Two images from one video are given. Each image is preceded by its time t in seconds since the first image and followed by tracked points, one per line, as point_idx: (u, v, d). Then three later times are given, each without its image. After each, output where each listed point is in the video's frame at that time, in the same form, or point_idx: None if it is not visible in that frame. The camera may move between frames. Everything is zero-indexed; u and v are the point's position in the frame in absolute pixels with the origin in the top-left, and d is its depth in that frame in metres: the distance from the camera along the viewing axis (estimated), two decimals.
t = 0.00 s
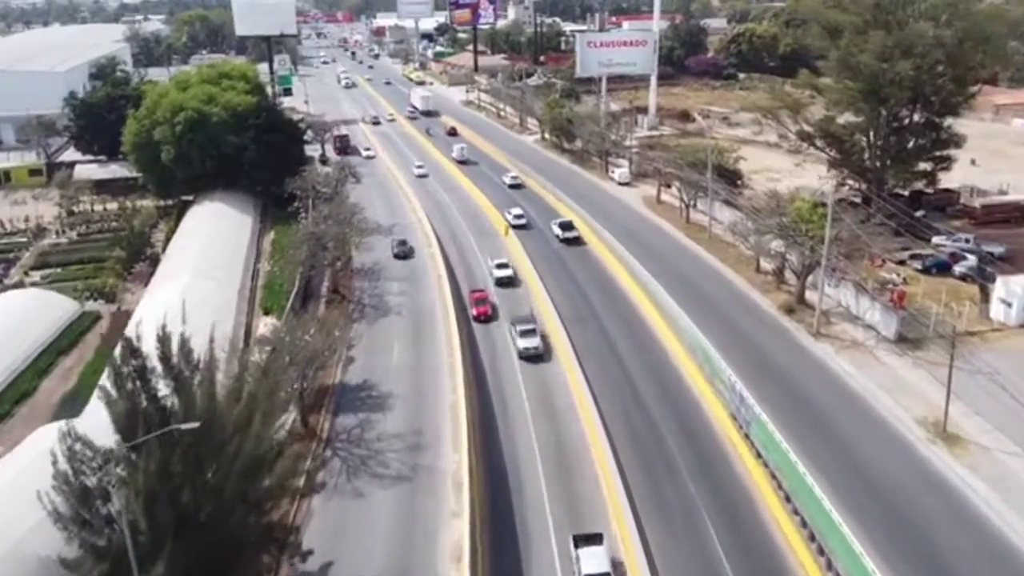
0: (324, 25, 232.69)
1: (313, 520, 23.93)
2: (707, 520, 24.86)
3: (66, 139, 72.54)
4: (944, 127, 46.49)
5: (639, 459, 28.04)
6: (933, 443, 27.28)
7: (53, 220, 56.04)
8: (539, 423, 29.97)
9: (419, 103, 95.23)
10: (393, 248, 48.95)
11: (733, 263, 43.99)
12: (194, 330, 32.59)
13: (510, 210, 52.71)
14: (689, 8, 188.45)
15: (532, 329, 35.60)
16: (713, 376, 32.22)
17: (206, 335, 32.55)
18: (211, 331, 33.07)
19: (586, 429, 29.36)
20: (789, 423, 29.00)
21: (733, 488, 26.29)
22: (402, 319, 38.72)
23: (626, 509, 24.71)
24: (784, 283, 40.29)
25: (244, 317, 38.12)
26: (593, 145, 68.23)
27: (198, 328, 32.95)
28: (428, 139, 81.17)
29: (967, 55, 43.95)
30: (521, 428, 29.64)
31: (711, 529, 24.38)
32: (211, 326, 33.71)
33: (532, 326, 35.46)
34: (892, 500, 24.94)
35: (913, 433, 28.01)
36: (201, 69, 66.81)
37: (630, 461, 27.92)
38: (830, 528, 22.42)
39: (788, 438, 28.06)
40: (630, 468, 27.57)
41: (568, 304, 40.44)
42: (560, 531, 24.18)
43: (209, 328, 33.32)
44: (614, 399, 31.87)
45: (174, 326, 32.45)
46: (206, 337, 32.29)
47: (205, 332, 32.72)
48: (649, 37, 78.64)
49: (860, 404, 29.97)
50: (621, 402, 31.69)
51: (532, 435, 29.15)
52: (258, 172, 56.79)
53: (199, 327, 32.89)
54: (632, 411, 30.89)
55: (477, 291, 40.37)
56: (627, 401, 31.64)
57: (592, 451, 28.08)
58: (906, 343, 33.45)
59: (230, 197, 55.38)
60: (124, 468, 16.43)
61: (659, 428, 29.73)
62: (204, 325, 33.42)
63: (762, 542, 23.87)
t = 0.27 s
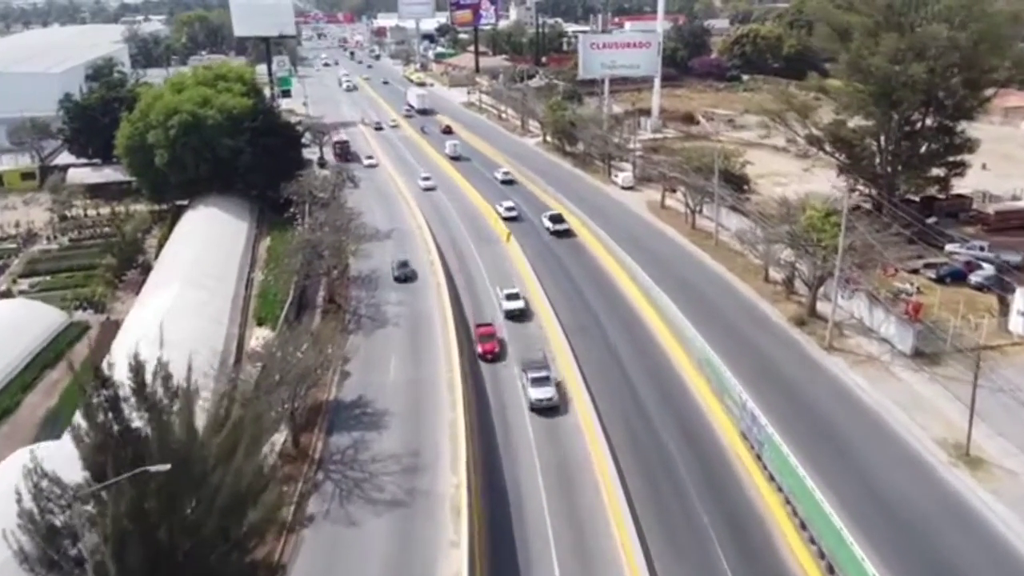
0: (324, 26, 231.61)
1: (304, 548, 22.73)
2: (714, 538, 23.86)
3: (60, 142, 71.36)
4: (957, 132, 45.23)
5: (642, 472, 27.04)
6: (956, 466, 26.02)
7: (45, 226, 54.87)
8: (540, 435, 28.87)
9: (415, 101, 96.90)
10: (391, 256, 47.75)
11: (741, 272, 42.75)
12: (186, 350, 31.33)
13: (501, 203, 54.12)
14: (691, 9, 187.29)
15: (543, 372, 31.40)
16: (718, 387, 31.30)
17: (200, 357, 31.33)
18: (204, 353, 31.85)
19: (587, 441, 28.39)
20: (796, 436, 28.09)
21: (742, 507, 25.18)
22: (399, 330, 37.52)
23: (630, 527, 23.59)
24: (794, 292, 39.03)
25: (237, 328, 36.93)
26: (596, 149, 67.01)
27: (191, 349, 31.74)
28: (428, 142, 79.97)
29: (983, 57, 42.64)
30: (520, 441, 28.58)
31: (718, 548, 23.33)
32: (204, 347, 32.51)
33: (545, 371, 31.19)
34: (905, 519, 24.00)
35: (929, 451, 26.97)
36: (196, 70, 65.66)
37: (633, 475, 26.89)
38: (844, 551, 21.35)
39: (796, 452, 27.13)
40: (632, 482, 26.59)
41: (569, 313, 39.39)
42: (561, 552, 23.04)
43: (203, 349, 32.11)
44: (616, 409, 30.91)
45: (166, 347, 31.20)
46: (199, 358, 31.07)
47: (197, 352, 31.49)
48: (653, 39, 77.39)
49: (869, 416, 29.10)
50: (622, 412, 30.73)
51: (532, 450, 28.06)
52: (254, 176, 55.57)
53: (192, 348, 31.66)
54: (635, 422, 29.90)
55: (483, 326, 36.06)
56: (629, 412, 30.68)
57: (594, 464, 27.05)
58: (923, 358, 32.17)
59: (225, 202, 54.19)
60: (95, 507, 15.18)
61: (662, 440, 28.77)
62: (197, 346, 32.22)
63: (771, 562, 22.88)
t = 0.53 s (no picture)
0: (324, 26, 230.64)
1: None
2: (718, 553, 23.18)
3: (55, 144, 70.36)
4: (969, 136, 44.19)
5: (645, 485, 26.31)
6: (978, 490, 24.93)
7: (37, 231, 53.88)
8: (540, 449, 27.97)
9: (410, 99, 98.26)
10: (390, 262, 46.73)
11: (748, 280, 41.70)
12: (178, 365, 30.31)
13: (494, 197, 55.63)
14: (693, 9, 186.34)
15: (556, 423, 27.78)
16: (724, 400, 30.46)
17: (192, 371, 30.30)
18: (196, 367, 30.82)
19: (590, 455, 27.56)
20: (804, 449, 27.35)
21: (750, 526, 24.28)
22: (397, 340, 36.55)
23: (635, 548, 22.72)
24: (803, 301, 37.94)
25: (230, 338, 35.94)
26: (599, 152, 65.98)
27: (182, 363, 30.72)
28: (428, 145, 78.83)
29: (997, 59, 41.54)
30: (521, 455, 27.64)
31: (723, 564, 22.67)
32: (196, 360, 31.48)
33: (557, 423, 27.53)
34: (916, 536, 23.24)
35: (943, 468, 26.13)
36: (193, 72, 64.68)
37: (636, 487, 26.18)
38: None
39: (804, 465, 26.39)
40: (636, 497, 25.76)
41: (571, 319, 38.68)
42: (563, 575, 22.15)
43: (195, 363, 31.08)
44: (618, 419, 30.15)
45: (156, 361, 30.18)
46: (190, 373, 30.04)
47: (189, 368, 30.46)
48: (656, 40, 76.39)
49: (880, 430, 28.28)
50: (625, 423, 29.98)
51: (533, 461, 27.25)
52: (250, 181, 54.51)
53: (183, 363, 30.62)
54: (638, 433, 29.17)
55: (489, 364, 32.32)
56: (631, 422, 29.96)
57: (596, 476, 26.33)
58: (938, 372, 31.10)
59: (221, 206, 53.17)
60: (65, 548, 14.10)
61: (666, 452, 28.03)
62: (189, 360, 31.21)
63: None
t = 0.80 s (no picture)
0: (325, 26, 229.41)
1: None
2: None
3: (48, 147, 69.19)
4: (984, 140, 42.89)
5: (651, 504, 25.40)
6: (1005, 518, 23.64)
7: (27, 236, 52.72)
8: (542, 469, 26.96)
9: (409, 100, 98.76)
10: (387, 269, 45.57)
11: (756, 289, 40.42)
12: (165, 386, 29.08)
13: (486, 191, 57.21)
14: (696, 9, 185.24)
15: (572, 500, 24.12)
16: (733, 416, 29.35)
17: (180, 391, 29.08)
18: (185, 387, 29.60)
19: (594, 477, 26.57)
20: (814, 464, 26.40)
21: (762, 550, 23.25)
22: (395, 353, 35.34)
23: None
24: (814, 312, 36.67)
25: (221, 350, 34.72)
26: (601, 155, 64.75)
27: (170, 382, 29.48)
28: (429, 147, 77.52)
29: (1013, 60, 40.23)
30: (523, 476, 26.59)
31: None
32: (185, 379, 30.25)
33: (574, 502, 23.74)
34: (933, 557, 22.30)
35: (961, 487, 25.10)
36: (188, 74, 63.57)
37: (641, 507, 25.29)
38: None
39: (814, 481, 25.49)
40: (642, 518, 24.84)
41: (573, 330, 37.83)
42: None
43: (183, 382, 29.86)
44: (622, 434, 29.23)
45: (143, 381, 28.95)
46: (178, 393, 28.84)
47: (177, 388, 29.23)
48: (659, 41, 75.23)
49: (893, 444, 27.29)
50: (629, 438, 29.07)
51: (535, 481, 26.34)
52: (245, 185, 53.19)
53: (171, 383, 29.39)
54: (643, 449, 28.28)
55: (497, 416, 28.67)
56: (635, 438, 29.02)
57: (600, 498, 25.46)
58: (957, 388, 29.84)
59: (215, 211, 51.99)
60: None
61: (672, 469, 27.11)
62: (177, 378, 29.96)
63: None
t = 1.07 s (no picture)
0: (325, 26, 228.14)
1: None
2: None
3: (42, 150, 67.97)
4: (1000, 145, 41.78)
5: (655, 520, 24.59)
6: None
7: (18, 242, 51.48)
8: (544, 487, 26.02)
9: (406, 98, 99.28)
10: (386, 277, 44.36)
11: (765, 299, 39.17)
12: (152, 404, 27.81)
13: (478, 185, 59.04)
14: (698, 10, 183.75)
15: None
16: (742, 431, 28.39)
17: (167, 410, 27.81)
18: (173, 405, 28.33)
19: (597, 494, 25.61)
20: (822, 478, 25.60)
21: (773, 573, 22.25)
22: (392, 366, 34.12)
23: None
24: (826, 324, 35.38)
25: (212, 363, 33.49)
26: (604, 159, 63.48)
27: (158, 400, 28.21)
28: (429, 151, 76.24)
29: None
30: (525, 497, 25.59)
31: None
32: (174, 396, 28.97)
33: None
34: None
35: (976, 505, 24.25)
36: (184, 76, 62.42)
37: (645, 523, 24.48)
38: None
39: (823, 495, 24.70)
40: (647, 539, 23.84)
41: (574, 338, 37.02)
42: None
43: (171, 400, 28.58)
44: (626, 449, 28.32)
45: (128, 398, 27.67)
46: (165, 411, 27.57)
47: (165, 407, 27.97)
48: (663, 43, 73.96)
49: (904, 457, 26.46)
50: (632, 451, 28.26)
51: (535, 498, 25.54)
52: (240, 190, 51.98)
53: (158, 401, 28.12)
54: (647, 462, 27.44)
55: (506, 484, 24.51)
56: (640, 453, 28.11)
57: (603, 514, 24.67)
58: (978, 407, 28.61)
59: (209, 217, 50.77)
60: None
61: (676, 483, 26.29)
62: (165, 395, 28.69)
63: None
